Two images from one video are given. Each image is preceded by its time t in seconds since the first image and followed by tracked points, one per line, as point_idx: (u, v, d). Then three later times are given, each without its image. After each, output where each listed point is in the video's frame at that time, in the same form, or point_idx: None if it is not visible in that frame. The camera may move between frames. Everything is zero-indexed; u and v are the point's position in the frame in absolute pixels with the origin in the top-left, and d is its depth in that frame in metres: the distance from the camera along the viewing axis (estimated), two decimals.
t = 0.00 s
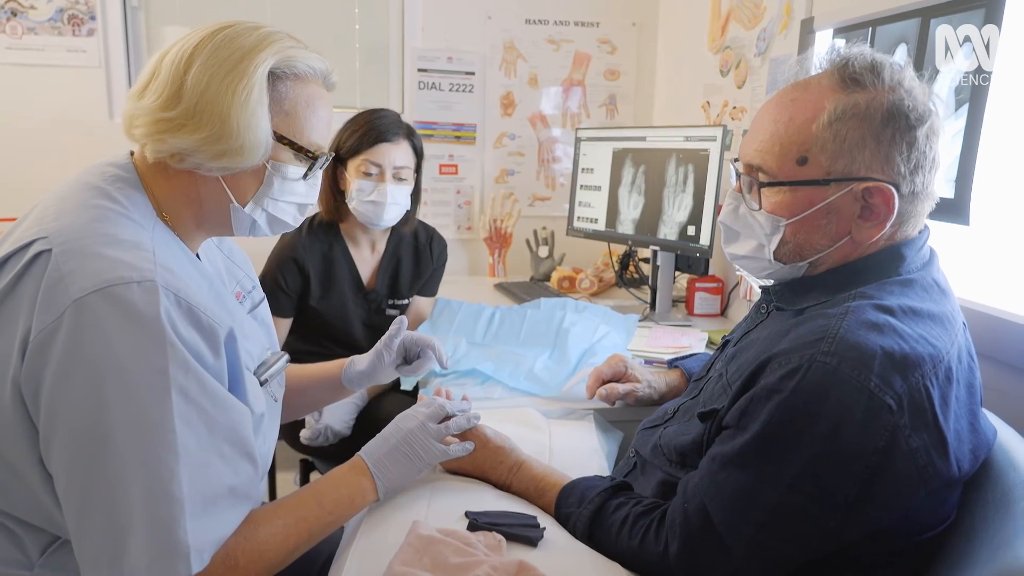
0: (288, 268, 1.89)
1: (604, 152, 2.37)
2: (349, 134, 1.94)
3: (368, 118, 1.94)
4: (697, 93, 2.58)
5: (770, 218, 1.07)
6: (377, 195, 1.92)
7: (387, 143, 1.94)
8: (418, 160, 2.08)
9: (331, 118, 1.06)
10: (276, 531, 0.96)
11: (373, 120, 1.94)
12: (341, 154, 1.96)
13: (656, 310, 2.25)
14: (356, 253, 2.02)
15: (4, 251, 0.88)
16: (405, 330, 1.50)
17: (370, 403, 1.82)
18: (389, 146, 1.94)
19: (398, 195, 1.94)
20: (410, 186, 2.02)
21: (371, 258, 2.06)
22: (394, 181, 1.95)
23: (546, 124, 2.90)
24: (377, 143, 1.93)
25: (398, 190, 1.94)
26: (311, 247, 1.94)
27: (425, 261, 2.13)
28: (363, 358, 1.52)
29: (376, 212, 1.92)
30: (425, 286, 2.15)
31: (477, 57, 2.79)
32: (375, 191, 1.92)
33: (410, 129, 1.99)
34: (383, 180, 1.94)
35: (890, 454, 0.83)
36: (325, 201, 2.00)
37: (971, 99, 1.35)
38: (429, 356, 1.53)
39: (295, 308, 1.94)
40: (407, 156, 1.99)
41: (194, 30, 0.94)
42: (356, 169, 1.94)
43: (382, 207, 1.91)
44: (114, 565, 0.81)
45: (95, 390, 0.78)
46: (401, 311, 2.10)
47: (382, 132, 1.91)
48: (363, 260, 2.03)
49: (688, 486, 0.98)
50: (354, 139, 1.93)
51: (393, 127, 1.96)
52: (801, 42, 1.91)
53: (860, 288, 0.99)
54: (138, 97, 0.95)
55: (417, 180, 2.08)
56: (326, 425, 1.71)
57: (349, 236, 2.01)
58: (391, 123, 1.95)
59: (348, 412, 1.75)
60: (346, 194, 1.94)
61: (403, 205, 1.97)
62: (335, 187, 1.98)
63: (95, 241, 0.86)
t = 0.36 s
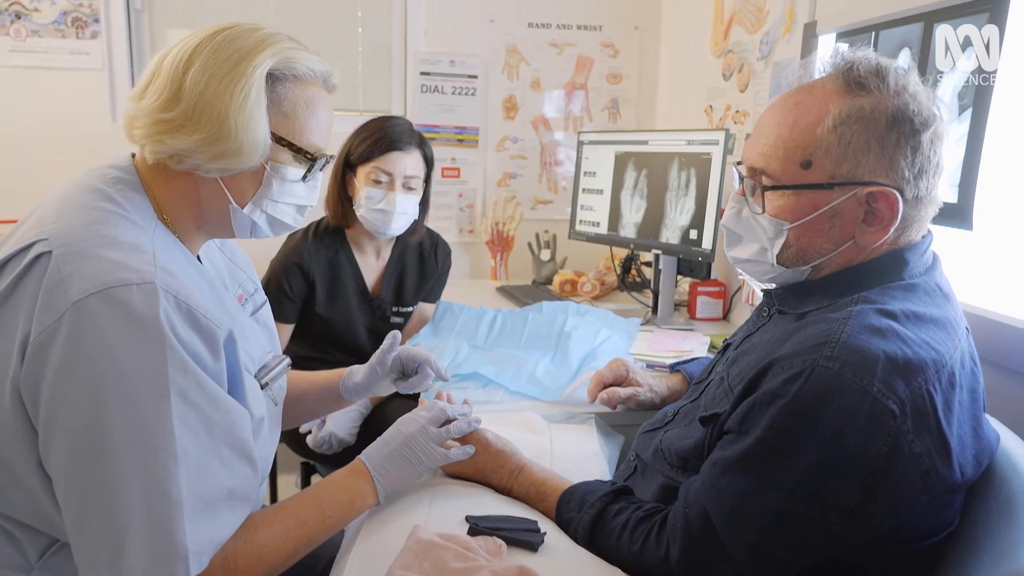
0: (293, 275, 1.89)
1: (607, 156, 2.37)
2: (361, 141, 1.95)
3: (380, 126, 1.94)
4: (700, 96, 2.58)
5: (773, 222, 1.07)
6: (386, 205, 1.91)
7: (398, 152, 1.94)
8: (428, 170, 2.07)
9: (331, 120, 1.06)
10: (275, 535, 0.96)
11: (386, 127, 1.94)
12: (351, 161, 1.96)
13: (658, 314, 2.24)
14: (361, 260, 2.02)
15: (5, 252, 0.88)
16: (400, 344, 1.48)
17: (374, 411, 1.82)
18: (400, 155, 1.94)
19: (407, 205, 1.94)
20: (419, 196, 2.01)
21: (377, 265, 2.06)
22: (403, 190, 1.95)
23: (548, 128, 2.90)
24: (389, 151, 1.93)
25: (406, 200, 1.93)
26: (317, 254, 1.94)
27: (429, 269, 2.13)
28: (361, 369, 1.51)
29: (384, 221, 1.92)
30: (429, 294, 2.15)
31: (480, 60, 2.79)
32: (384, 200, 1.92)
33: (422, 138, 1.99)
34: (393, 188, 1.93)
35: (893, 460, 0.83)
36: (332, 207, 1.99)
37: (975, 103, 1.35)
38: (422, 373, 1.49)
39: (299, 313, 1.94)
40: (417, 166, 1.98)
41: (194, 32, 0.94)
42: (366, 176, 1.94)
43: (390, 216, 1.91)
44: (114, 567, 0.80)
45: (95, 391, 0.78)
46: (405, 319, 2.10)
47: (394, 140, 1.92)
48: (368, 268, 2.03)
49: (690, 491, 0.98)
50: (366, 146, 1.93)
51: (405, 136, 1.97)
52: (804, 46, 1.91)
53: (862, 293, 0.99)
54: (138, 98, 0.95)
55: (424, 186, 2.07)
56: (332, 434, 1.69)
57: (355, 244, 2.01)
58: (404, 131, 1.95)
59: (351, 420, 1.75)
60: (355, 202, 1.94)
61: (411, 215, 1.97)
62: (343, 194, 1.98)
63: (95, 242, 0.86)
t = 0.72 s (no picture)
0: (294, 275, 1.89)
1: (609, 155, 2.36)
2: (364, 143, 1.95)
3: (385, 128, 1.94)
4: (702, 96, 2.58)
5: (776, 221, 1.07)
6: (388, 207, 1.91)
7: (402, 154, 1.94)
8: (432, 173, 2.07)
9: (329, 118, 1.06)
10: (278, 534, 0.96)
11: (390, 130, 1.94)
12: (355, 163, 1.96)
13: (660, 313, 2.24)
14: (363, 262, 2.02)
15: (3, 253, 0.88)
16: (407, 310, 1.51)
17: (375, 410, 1.83)
18: (403, 157, 1.93)
19: (409, 208, 1.94)
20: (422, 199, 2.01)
21: (378, 266, 2.06)
22: (406, 193, 1.94)
23: (550, 127, 2.89)
24: (392, 153, 1.93)
25: (409, 203, 1.93)
26: (318, 255, 1.94)
27: (430, 270, 2.14)
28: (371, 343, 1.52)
29: (385, 223, 1.91)
30: (430, 295, 2.15)
31: (481, 60, 2.79)
32: (387, 202, 1.91)
33: (426, 140, 1.98)
34: (396, 191, 1.93)
35: (897, 460, 0.83)
36: (335, 208, 2.00)
37: (978, 103, 1.34)
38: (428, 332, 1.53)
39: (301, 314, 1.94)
40: (421, 169, 1.98)
41: (192, 31, 0.94)
42: (369, 178, 1.94)
43: (392, 219, 1.90)
44: (116, 567, 0.81)
45: (94, 391, 0.78)
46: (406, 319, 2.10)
47: (397, 143, 1.91)
48: (368, 269, 2.03)
49: (693, 491, 0.98)
50: (370, 148, 1.93)
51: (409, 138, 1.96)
52: (806, 45, 1.91)
53: (865, 292, 0.99)
54: (135, 98, 0.96)
55: (428, 189, 2.07)
56: (331, 434, 1.67)
57: (357, 247, 2.01)
58: (408, 134, 1.95)
59: (351, 421, 1.74)
60: (357, 204, 1.94)
61: (414, 217, 1.97)
62: (345, 195, 1.98)
63: (93, 242, 0.86)
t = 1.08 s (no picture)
0: (292, 275, 1.89)
1: (607, 153, 2.37)
2: (362, 141, 1.95)
3: (382, 127, 1.94)
4: (701, 93, 2.58)
5: (775, 219, 1.07)
6: (385, 206, 1.91)
7: (401, 153, 1.94)
8: (430, 172, 2.08)
9: (316, 111, 1.06)
10: (276, 529, 0.96)
11: (388, 129, 1.94)
12: (352, 161, 1.96)
13: (659, 311, 2.24)
14: (361, 260, 2.02)
15: None
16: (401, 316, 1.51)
17: (374, 408, 1.83)
18: (401, 156, 1.94)
19: (406, 207, 1.94)
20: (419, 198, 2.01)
21: (376, 265, 2.06)
22: (403, 192, 1.94)
23: (549, 125, 2.90)
24: (390, 153, 1.93)
25: (406, 202, 1.93)
26: (316, 254, 1.93)
27: (428, 268, 2.14)
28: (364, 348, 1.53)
29: (383, 223, 1.92)
30: (428, 292, 2.15)
31: (480, 58, 2.79)
32: (384, 202, 1.92)
33: (424, 139, 1.98)
34: (393, 190, 1.93)
35: (896, 457, 0.83)
36: (332, 206, 2.00)
37: (976, 101, 1.35)
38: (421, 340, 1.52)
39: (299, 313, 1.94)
40: (418, 168, 1.98)
41: (177, 24, 0.94)
42: (366, 177, 1.94)
43: (389, 219, 1.91)
44: (111, 563, 0.81)
45: (85, 386, 0.79)
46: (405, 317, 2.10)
47: (395, 142, 1.91)
48: (366, 267, 2.03)
49: (692, 489, 0.98)
50: (368, 147, 1.93)
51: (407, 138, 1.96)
52: (805, 43, 1.91)
53: (864, 290, 0.99)
54: (121, 93, 0.96)
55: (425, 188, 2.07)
56: (330, 434, 1.67)
57: (354, 244, 2.01)
58: (406, 133, 1.95)
59: (349, 420, 1.74)
60: (355, 203, 1.94)
61: (411, 216, 1.97)
62: (343, 193, 1.98)
63: (81, 238, 0.86)
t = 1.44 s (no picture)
0: (290, 275, 1.89)
1: (605, 154, 2.37)
2: (360, 142, 1.95)
3: (380, 127, 1.94)
4: (699, 94, 2.58)
5: (771, 220, 1.07)
6: (383, 207, 1.92)
7: (398, 154, 1.94)
8: (428, 173, 2.08)
9: (308, 108, 1.07)
10: (274, 527, 0.96)
11: (386, 130, 1.94)
12: (350, 162, 1.96)
13: (657, 311, 2.25)
14: (358, 260, 2.03)
15: None
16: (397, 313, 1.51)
17: (372, 408, 1.83)
18: (399, 157, 1.94)
19: (404, 208, 1.94)
20: (417, 198, 2.01)
21: (373, 265, 2.06)
22: (400, 193, 1.95)
23: (547, 126, 2.90)
24: (388, 153, 1.93)
25: (404, 203, 1.93)
26: (313, 254, 1.94)
27: (425, 268, 2.14)
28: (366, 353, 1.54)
29: (380, 223, 1.92)
30: (426, 293, 2.15)
31: (479, 58, 2.79)
32: (382, 202, 1.92)
33: (422, 140, 1.99)
34: (391, 191, 1.94)
35: (891, 457, 0.83)
36: (329, 206, 2.00)
37: (972, 102, 1.35)
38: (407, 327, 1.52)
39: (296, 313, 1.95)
40: (416, 169, 1.98)
41: (170, 23, 0.94)
42: (364, 177, 1.94)
43: (387, 219, 1.91)
44: (109, 560, 0.81)
45: (80, 384, 0.79)
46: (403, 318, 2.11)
47: (393, 143, 1.92)
48: (364, 268, 2.04)
49: (689, 489, 0.98)
50: (365, 147, 1.93)
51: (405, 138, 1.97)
52: (803, 44, 1.91)
53: (860, 291, 0.99)
54: (114, 92, 0.96)
55: (423, 189, 2.07)
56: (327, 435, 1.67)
57: (351, 244, 2.02)
58: (404, 134, 1.95)
59: (346, 420, 1.74)
60: (353, 203, 1.94)
61: (409, 217, 1.97)
62: (340, 193, 1.98)
63: (74, 237, 0.86)
